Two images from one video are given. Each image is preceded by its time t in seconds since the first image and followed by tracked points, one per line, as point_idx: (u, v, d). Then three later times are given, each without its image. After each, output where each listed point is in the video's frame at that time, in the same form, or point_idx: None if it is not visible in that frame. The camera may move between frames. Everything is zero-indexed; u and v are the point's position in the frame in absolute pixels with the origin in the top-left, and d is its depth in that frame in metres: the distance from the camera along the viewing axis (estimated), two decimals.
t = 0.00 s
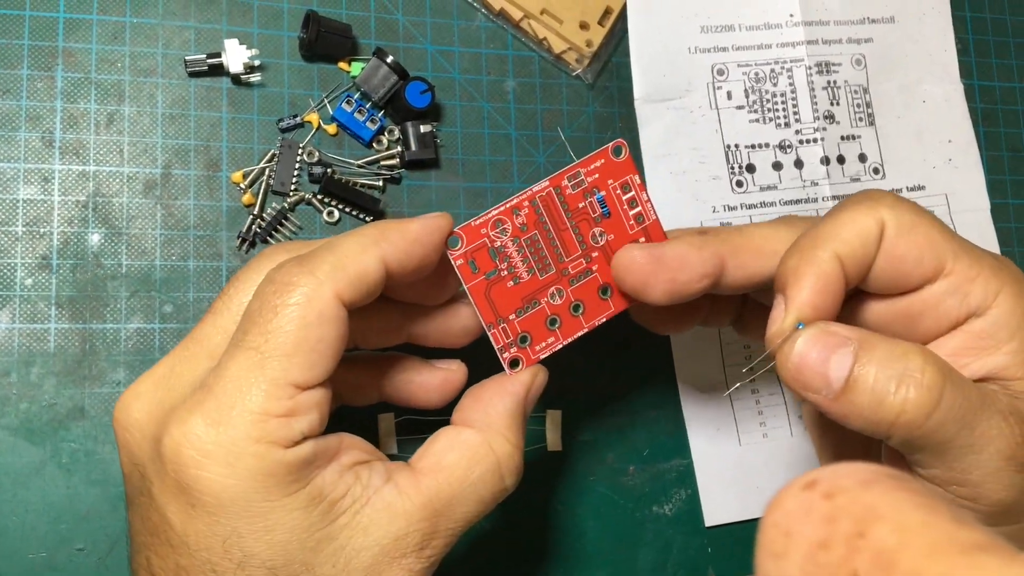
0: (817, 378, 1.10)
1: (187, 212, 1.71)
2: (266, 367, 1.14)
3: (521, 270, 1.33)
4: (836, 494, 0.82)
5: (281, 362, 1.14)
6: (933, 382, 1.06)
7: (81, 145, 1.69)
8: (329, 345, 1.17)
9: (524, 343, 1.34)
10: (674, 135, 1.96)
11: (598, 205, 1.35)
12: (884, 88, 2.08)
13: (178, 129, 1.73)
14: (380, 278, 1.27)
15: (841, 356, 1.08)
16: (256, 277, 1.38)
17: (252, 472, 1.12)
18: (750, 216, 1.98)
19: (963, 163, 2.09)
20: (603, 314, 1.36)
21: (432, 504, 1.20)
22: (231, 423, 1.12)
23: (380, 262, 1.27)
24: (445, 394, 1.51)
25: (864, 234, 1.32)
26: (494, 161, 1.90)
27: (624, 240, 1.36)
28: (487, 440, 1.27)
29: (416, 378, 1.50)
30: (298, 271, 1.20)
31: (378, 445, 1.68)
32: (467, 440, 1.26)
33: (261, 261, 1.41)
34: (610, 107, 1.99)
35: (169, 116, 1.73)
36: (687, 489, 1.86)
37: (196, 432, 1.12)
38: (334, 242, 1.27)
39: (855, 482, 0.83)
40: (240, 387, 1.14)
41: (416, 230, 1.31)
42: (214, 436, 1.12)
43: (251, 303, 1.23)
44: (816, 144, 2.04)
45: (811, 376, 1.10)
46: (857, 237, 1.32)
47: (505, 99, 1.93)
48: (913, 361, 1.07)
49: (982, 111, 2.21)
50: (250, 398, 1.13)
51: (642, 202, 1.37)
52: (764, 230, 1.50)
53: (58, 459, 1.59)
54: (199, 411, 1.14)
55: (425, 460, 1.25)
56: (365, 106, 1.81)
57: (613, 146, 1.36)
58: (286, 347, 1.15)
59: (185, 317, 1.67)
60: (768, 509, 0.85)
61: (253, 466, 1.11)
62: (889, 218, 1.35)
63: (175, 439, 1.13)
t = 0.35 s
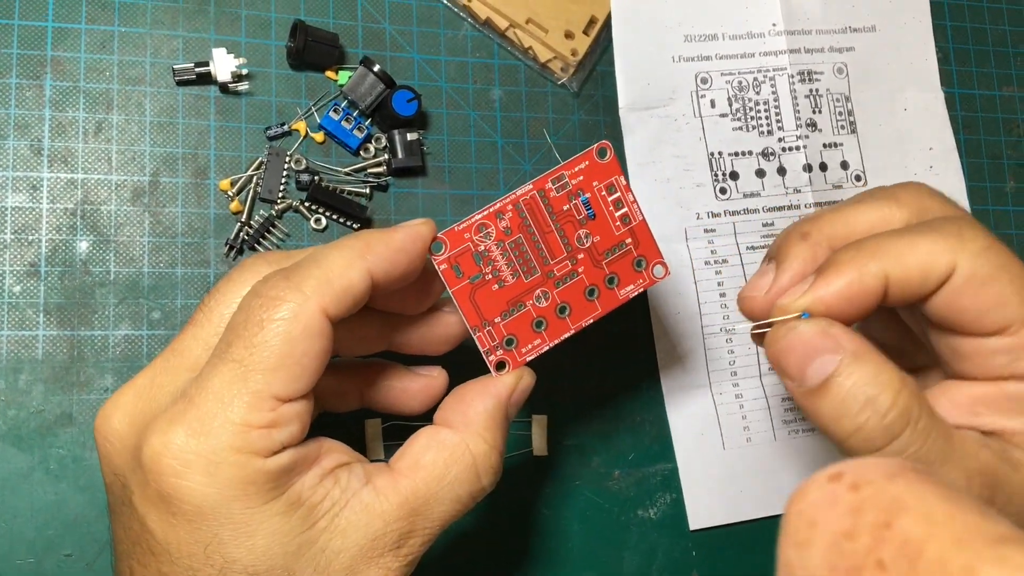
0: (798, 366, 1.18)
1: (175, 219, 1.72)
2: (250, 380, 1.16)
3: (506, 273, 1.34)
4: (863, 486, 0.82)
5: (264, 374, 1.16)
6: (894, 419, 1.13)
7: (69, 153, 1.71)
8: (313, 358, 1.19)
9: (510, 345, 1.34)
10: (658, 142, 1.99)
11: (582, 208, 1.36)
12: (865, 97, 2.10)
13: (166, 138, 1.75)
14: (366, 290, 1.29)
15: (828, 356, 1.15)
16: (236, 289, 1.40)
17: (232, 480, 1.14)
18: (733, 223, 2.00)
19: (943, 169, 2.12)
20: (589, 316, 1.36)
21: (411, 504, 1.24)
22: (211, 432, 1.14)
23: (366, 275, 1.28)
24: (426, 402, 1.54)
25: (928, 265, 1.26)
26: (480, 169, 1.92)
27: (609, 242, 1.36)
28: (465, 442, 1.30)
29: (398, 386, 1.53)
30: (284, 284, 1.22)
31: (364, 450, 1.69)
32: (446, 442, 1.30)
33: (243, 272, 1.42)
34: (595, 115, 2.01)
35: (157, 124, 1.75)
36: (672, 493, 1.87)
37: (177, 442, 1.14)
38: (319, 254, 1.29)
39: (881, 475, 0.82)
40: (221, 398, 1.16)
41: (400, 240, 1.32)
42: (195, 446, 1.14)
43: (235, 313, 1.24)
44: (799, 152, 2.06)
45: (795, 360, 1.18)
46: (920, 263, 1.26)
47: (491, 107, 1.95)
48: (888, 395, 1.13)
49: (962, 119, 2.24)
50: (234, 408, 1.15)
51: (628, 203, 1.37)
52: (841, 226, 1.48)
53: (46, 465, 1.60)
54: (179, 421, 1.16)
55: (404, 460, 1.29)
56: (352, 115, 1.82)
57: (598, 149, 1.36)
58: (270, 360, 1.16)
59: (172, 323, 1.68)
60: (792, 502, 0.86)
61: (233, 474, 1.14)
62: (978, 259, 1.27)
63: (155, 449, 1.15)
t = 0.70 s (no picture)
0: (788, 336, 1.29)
1: (168, 231, 1.74)
2: (235, 395, 1.18)
3: (492, 283, 1.35)
4: (908, 519, 0.94)
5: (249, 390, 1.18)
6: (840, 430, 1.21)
7: (63, 165, 1.72)
8: (298, 374, 1.21)
9: (498, 354, 1.35)
10: (647, 153, 2.01)
11: (566, 216, 1.38)
12: (853, 107, 2.12)
13: (160, 149, 1.76)
14: (354, 303, 1.30)
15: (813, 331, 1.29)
16: (222, 305, 1.42)
17: (219, 493, 1.16)
18: (722, 232, 2.02)
19: (930, 178, 2.14)
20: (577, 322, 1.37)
21: (395, 510, 1.26)
22: (197, 447, 1.16)
23: (351, 290, 1.29)
24: (412, 415, 1.57)
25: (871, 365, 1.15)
26: (471, 179, 1.94)
27: (594, 249, 1.38)
28: (448, 449, 1.33)
29: (385, 398, 1.55)
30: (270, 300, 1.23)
31: (357, 458, 1.71)
32: (429, 449, 1.32)
33: (227, 288, 1.45)
34: (586, 126, 2.03)
35: (150, 137, 1.76)
36: (661, 501, 1.89)
37: (164, 457, 1.16)
38: (305, 268, 1.30)
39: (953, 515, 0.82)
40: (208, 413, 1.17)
41: (384, 255, 1.35)
42: (183, 460, 1.16)
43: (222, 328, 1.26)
44: (787, 162, 2.08)
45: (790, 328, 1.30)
46: (880, 370, 1.14)
47: (482, 118, 1.97)
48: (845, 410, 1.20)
49: (949, 129, 2.26)
50: (220, 423, 1.17)
51: (611, 210, 1.39)
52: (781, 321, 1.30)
53: (40, 475, 1.61)
54: (166, 437, 1.17)
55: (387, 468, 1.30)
56: (344, 126, 1.84)
57: (580, 159, 1.38)
58: (253, 377, 1.18)
59: (164, 334, 1.70)
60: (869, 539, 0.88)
61: (221, 487, 1.15)
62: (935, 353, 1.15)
63: (143, 464, 1.16)
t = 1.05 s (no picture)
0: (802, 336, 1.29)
1: (166, 241, 1.72)
2: (238, 406, 1.15)
3: (497, 293, 1.33)
4: (960, 548, 1.01)
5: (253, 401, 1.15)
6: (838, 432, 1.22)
7: (59, 175, 1.70)
8: (303, 384, 1.18)
9: (502, 364, 1.33)
10: (651, 160, 1.98)
11: (571, 225, 1.36)
12: (858, 114, 2.10)
13: (157, 159, 1.74)
14: (357, 313, 1.28)
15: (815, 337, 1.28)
16: (223, 316, 1.40)
17: (221, 505, 1.13)
18: (727, 241, 1.99)
19: (937, 186, 2.12)
20: (582, 332, 1.35)
21: (398, 521, 1.24)
22: (199, 457, 1.14)
23: (355, 300, 1.27)
24: (415, 426, 1.55)
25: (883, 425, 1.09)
26: (473, 188, 1.92)
27: (599, 259, 1.35)
28: (450, 458, 1.30)
29: (387, 410, 1.53)
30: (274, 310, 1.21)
31: (357, 471, 1.69)
32: (433, 459, 1.30)
33: (230, 298, 1.43)
34: (588, 133, 2.01)
35: (148, 146, 1.75)
36: (667, 513, 1.86)
37: (166, 468, 1.13)
38: (309, 279, 1.28)
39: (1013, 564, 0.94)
40: (210, 425, 1.15)
41: (390, 264, 1.32)
42: (184, 472, 1.14)
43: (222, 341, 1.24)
44: (792, 170, 2.06)
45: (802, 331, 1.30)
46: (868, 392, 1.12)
47: (483, 127, 1.95)
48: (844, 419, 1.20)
49: (956, 135, 2.24)
50: (222, 434, 1.15)
51: (616, 219, 1.37)
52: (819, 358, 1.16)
53: (36, 489, 1.59)
54: (168, 447, 1.15)
55: (391, 478, 1.28)
56: (343, 135, 1.82)
57: (585, 168, 1.37)
58: (257, 387, 1.16)
59: (164, 345, 1.68)
60: None
61: (223, 500, 1.13)
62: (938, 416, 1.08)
63: (144, 474, 1.14)
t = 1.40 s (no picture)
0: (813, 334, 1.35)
1: (164, 245, 1.68)
2: (237, 419, 1.11)
3: (506, 303, 1.29)
4: None
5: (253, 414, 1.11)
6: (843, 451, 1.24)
7: (56, 178, 1.67)
8: (304, 398, 1.14)
9: (511, 375, 1.29)
10: (661, 161, 1.94)
11: (582, 232, 1.31)
12: (874, 113, 2.04)
13: (156, 161, 1.71)
14: (360, 324, 1.24)
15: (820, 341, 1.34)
16: (224, 324, 1.36)
17: (220, 520, 1.09)
18: (739, 244, 1.94)
19: (955, 187, 2.06)
20: (592, 341, 1.30)
21: (400, 537, 1.19)
22: (197, 471, 1.10)
23: (360, 309, 1.23)
24: (420, 438, 1.50)
25: None
26: (479, 190, 1.88)
27: (612, 268, 1.30)
28: (456, 472, 1.26)
29: (392, 420, 1.49)
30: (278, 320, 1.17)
31: (360, 481, 1.64)
32: (437, 473, 1.25)
33: (230, 305, 1.38)
34: (597, 134, 1.96)
35: (147, 148, 1.71)
36: (678, 523, 1.82)
37: (163, 483, 1.09)
38: (311, 287, 1.24)
39: None
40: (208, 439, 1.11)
41: (395, 274, 1.28)
42: (181, 486, 1.09)
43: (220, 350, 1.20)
44: (806, 171, 2.01)
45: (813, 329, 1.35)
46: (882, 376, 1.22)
47: (489, 127, 1.91)
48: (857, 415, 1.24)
49: (974, 135, 2.18)
50: (222, 447, 1.11)
51: (628, 226, 1.32)
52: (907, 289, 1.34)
53: (31, 499, 1.55)
54: (165, 461, 1.11)
55: (394, 493, 1.24)
56: (346, 136, 1.78)
57: (597, 172, 1.31)
58: (258, 401, 1.11)
59: (164, 351, 1.64)
60: None
61: (222, 515, 1.09)
62: None
63: (140, 488, 1.10)
